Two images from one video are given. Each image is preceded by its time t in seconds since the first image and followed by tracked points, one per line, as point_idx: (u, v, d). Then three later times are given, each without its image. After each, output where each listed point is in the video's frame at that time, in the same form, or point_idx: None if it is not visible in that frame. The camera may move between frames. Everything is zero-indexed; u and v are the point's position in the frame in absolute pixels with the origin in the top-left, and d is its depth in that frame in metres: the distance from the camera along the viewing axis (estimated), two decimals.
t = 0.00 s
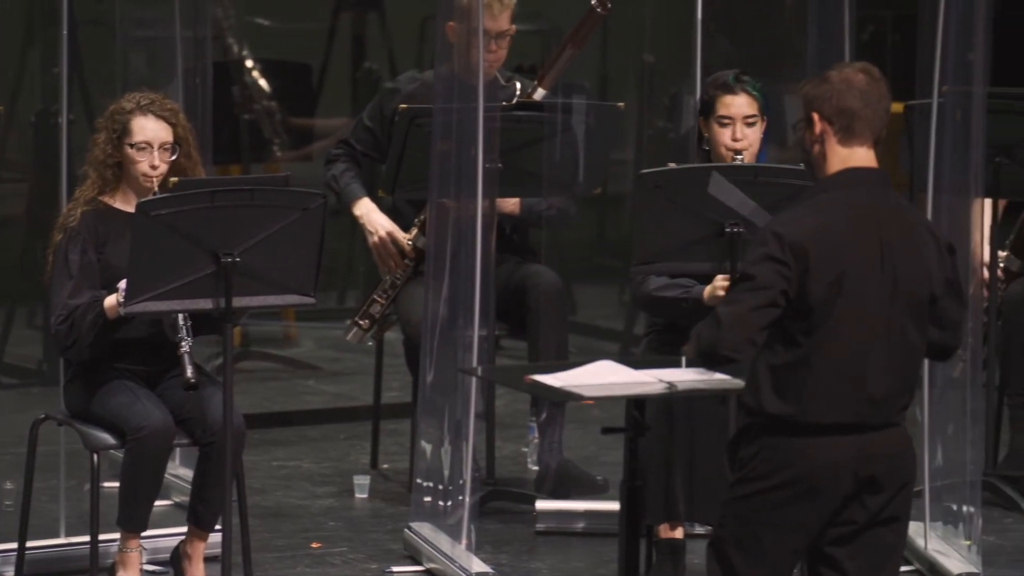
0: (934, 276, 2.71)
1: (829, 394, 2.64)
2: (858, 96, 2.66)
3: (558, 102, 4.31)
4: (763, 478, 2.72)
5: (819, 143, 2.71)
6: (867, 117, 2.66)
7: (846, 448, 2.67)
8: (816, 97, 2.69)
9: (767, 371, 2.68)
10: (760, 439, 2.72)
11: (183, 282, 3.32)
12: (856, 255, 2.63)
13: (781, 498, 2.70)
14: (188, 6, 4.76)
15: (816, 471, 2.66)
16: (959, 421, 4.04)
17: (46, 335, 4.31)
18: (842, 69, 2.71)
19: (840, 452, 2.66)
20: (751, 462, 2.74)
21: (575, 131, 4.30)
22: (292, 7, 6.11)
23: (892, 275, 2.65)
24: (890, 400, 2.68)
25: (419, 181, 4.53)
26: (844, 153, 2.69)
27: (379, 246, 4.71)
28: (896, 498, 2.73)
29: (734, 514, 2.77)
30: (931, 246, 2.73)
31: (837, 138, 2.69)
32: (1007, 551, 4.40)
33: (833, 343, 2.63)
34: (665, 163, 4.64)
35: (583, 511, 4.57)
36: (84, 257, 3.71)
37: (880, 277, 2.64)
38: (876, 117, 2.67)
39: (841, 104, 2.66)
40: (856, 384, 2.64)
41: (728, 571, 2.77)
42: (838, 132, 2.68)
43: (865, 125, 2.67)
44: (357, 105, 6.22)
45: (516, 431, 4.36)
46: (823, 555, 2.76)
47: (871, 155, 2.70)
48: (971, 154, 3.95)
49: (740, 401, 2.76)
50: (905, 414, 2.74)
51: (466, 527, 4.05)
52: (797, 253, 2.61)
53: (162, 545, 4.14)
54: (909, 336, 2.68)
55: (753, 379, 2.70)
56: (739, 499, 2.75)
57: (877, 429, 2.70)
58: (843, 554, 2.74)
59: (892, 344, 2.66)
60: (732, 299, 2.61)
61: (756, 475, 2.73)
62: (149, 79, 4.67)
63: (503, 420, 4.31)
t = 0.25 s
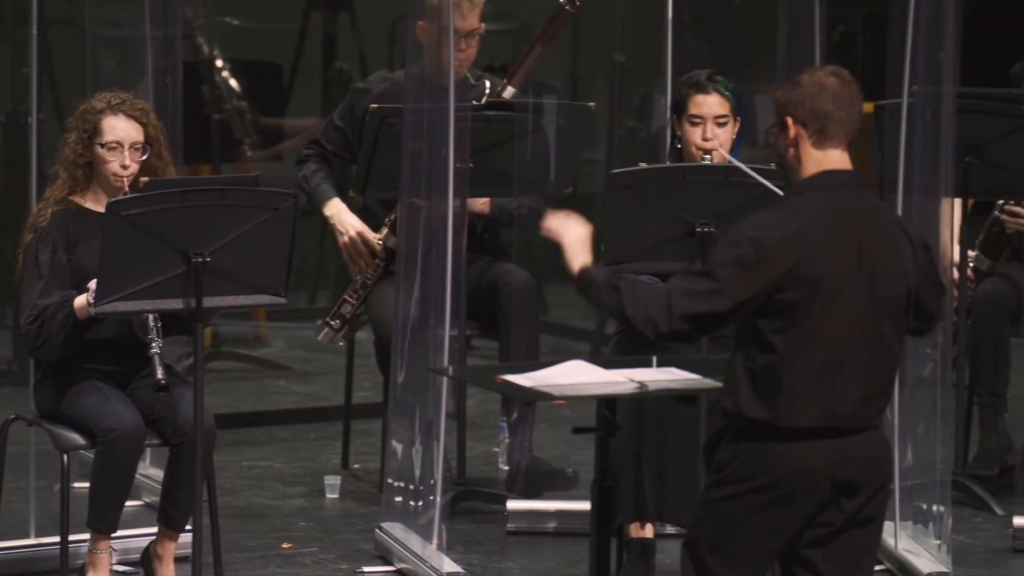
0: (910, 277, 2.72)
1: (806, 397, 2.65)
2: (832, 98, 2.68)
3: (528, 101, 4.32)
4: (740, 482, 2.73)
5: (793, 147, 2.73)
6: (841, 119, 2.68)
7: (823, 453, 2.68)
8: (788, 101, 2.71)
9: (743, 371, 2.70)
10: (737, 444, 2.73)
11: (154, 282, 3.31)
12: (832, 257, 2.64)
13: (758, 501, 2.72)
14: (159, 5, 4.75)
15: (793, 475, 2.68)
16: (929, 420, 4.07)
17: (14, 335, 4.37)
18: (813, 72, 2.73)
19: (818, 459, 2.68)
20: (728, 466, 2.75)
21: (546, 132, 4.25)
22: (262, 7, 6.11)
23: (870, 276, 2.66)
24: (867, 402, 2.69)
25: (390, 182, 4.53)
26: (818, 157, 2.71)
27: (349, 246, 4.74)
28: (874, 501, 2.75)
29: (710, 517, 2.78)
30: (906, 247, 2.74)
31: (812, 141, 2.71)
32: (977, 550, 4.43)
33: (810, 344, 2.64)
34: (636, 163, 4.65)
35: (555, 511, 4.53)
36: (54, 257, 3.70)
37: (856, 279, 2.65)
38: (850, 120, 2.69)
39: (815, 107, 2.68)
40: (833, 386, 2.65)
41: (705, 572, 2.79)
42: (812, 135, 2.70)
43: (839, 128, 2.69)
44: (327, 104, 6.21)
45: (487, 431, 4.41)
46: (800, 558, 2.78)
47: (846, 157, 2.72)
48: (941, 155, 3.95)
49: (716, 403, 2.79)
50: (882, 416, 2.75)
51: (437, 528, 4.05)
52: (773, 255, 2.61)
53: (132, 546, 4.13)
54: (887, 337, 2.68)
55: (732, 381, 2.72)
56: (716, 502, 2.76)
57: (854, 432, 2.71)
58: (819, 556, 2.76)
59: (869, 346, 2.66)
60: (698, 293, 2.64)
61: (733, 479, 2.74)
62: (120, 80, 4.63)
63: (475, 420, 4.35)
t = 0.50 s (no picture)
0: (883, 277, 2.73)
1: (779, 399, 2.66)
2: (807, 101, 2.69)
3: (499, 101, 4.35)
4: (713, 482, 2.74)
5: (767, 150, 2.75)
6: (815, 122, 2.70)
7: (796, 454, 2.70)
8: (761, 104, 2.72)
9: (718, 375, 2.72)
10: (711, 444, 2.75)
11: (125, 282, 3.31)
12: (805, 258, 2.64)
13: (731, 502, 2.73)
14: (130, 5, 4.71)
15: (766, 476, 2.70)
16: (900, 419, 4.09)
17: None
18: (784, 74, 2.75)
19: (791, 459, 2.69)
20: (701, 465, 2.77)
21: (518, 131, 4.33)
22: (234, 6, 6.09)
23: (843, 276, 2.67)
24: (840, 402, 2.70)
25: (361, 181, 4.56)
26: (792, 159, 2.73)
27: (320, 246, 4.74)
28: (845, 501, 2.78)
29: (681, 516, 2.79)
30: (878, 247, 2.76)
31: (786, 143, 2.72)
32: (946, 549, 4.47)
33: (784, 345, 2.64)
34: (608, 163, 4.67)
35: (526, 511, 4.53)
36: (24, 256, 3.69)
37: (830, 279, 2.66)
38: (824, 122, 2.70)
39: (790, 109, 2.69)
40: (807, 387, 2.66)
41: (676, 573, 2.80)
42: (787, 138, 2.71)
43: (813, 130, 2.70)
44: (298, 104, 6.21)
45: (459, 431, 4.45)
46: (771, 558, 2.80)
47: (819, 159, 2.73)
48: (912, 155, 3.99)
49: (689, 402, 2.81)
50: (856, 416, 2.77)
51: (409, 527, 4.06)
52: (746, 258, 2.62)
53: (103, 546, 4.11)
54: (860, 337, 2.69)
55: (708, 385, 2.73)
56: (687, 502, 2.78)
57: (826, 433, 2.73)
58: (791, 556, 2.78)
59: (843, 345, 2.67)
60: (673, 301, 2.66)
61: (706, 480, 2.75)
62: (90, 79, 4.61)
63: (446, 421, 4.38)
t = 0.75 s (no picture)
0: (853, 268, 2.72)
1: (750, 391, 2.64)
2: (789, 100, 2.69)
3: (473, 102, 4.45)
4: (687, 478, 2.71)
5: (742, 144, 2.73)
6: (792, 120, 2.69)
7: (770, 447, 2.66)
8: (741, 97, 2.70)
9: (688, 367, 2.69)
10: (684, 440, 2.72)
11: (97, 281, 3.30)
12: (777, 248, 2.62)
13: (705, 497, 2.70)
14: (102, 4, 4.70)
15: (739, 470, 2.66)
16: (873, 419, 4.11)
17: None
18: (766, 68, 2.72)
19: (766, 453, 2.66)
20: (674, 462, 2.74)
21: (491, 129, 4.43)
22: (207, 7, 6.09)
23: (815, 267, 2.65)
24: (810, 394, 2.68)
25: (334, 181, 4.55)
26: (765, 155, 2.71)
27: (293, 246, 4.75)
28: (822, 497, 2.74)
29: (658, 515, 2.76)
30: (847, 237, 2.75)
31: (762, 140, 2.70)
32: (919, 548, 4.49)
33: (755, 337, 2.63)
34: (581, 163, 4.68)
35: (499, 510, 4.56)
36: None
37: (802, 270, 2.64)
38: (800, 120, 2.70)
39: (772, 107, 2.68)
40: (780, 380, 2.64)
41: (653, 572, 2.77)
42: (765, 134, 2.70)
43: (791, 129, 2.70)
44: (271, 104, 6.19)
45: (431, 431, 4.43)
46: (751, 556, 2.76)
47: (793, 158, 2.72)
48: (883, 156, 4.01)
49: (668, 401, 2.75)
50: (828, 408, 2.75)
51: (381, 528, 4.06)
52: (719, 249, 2.61)
53: (76, 546, 4.10)
54: (830, 328, 2.68)
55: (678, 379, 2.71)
56: (662, 500, 2.75)
57: (798, 426, 2.69)
58: (769, 552, 2.74)
59: (814, 337, 2.66)
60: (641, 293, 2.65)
61: (680, 476, 2.72)
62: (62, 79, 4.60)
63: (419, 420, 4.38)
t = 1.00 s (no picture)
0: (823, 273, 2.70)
1: (716, 394, 2.62)
2: (759, 104, 2.69)
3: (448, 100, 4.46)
4: (652, 476, 2.70)
5: (712, 146, 2.74)
6: (764, 124, 2.70)
7: (734, 445, 2.66)
8: (712, 101, 2.70)
9: (656, 370, 2.68)
10: (649, 439, 2.71)
11: (73, 281, 3.30)
12: (745, 253, 2.61)
13: (670, 496, 2.68)
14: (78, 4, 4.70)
15: (704, 468, 2.65)
16: (848, 420, 4.13)
17: None
18: (738, 71, 2.72)
19: (730, 450, 2.65)
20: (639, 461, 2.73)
21: (466, 130, 4.46)
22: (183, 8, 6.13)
23: (784, 271, 2.64)
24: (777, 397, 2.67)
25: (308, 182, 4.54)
26: (735, 158, 2.72)
27: (269, 246, 4.76)
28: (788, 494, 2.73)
29: (624, 515, 2.75)
30: (820, 242, 2.73)
31: (732, 141, 2.72)
32: (894, 548, 4.51)
33: (722, 341, 2.61)
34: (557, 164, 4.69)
35: (475, 510, 4.53)
36: None
37: (770, 274, 2.62)
38: (771, 124, 2.71)
39: (742, 111, 2.68)
40: (745, 383, 2.63)
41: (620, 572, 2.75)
42: (734, 137, 2.71)
43: (761, 132, 2.71)
44: (246, 104, 6.21)
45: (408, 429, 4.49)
46: (719, 554, 2.75)
47: (763, 160, 2.74)
48: (857, 158, 4.02)
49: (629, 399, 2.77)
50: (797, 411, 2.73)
51: (358, 527, 4.07)
52: (687, 254, 2.60)
53: (52, 546, 4.09)
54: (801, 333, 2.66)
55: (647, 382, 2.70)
56: (629, 499, 2.74)
57: (764, 427, 2.68)
58: (738, 551, 2.73)
59: (783, 342, 2.64)
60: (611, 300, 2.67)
61: (646, 474, 2.71)
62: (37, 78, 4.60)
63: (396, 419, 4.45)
